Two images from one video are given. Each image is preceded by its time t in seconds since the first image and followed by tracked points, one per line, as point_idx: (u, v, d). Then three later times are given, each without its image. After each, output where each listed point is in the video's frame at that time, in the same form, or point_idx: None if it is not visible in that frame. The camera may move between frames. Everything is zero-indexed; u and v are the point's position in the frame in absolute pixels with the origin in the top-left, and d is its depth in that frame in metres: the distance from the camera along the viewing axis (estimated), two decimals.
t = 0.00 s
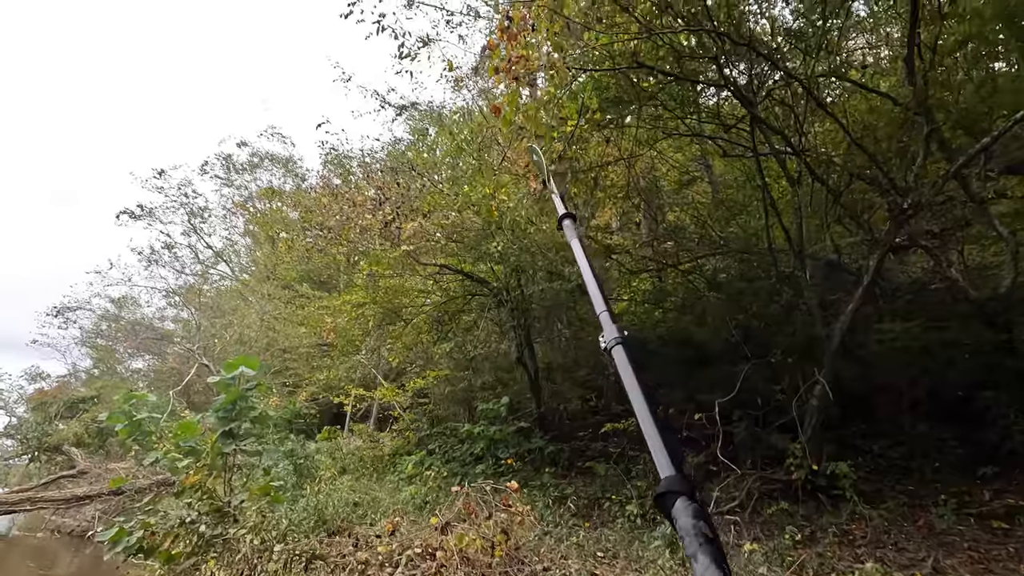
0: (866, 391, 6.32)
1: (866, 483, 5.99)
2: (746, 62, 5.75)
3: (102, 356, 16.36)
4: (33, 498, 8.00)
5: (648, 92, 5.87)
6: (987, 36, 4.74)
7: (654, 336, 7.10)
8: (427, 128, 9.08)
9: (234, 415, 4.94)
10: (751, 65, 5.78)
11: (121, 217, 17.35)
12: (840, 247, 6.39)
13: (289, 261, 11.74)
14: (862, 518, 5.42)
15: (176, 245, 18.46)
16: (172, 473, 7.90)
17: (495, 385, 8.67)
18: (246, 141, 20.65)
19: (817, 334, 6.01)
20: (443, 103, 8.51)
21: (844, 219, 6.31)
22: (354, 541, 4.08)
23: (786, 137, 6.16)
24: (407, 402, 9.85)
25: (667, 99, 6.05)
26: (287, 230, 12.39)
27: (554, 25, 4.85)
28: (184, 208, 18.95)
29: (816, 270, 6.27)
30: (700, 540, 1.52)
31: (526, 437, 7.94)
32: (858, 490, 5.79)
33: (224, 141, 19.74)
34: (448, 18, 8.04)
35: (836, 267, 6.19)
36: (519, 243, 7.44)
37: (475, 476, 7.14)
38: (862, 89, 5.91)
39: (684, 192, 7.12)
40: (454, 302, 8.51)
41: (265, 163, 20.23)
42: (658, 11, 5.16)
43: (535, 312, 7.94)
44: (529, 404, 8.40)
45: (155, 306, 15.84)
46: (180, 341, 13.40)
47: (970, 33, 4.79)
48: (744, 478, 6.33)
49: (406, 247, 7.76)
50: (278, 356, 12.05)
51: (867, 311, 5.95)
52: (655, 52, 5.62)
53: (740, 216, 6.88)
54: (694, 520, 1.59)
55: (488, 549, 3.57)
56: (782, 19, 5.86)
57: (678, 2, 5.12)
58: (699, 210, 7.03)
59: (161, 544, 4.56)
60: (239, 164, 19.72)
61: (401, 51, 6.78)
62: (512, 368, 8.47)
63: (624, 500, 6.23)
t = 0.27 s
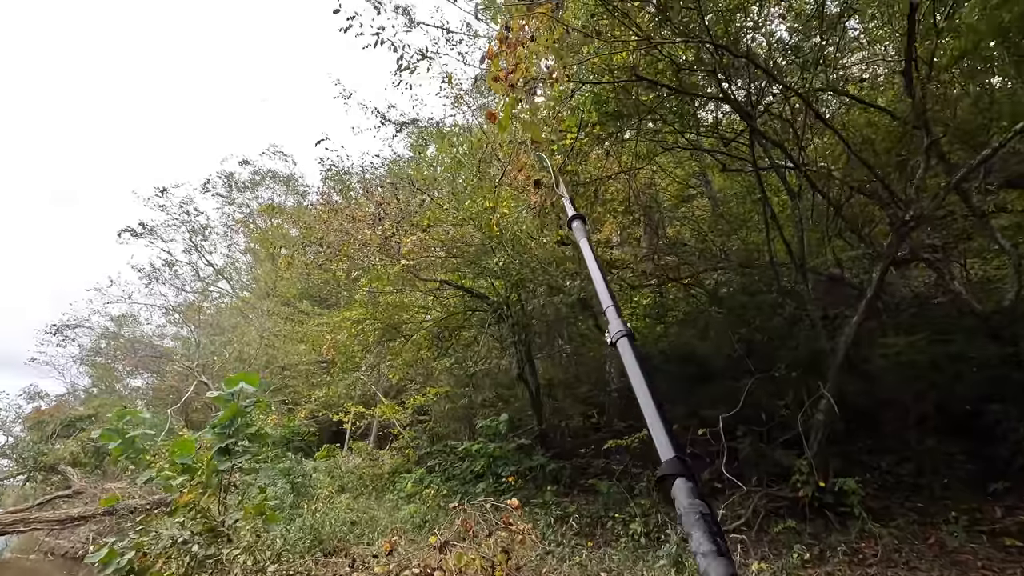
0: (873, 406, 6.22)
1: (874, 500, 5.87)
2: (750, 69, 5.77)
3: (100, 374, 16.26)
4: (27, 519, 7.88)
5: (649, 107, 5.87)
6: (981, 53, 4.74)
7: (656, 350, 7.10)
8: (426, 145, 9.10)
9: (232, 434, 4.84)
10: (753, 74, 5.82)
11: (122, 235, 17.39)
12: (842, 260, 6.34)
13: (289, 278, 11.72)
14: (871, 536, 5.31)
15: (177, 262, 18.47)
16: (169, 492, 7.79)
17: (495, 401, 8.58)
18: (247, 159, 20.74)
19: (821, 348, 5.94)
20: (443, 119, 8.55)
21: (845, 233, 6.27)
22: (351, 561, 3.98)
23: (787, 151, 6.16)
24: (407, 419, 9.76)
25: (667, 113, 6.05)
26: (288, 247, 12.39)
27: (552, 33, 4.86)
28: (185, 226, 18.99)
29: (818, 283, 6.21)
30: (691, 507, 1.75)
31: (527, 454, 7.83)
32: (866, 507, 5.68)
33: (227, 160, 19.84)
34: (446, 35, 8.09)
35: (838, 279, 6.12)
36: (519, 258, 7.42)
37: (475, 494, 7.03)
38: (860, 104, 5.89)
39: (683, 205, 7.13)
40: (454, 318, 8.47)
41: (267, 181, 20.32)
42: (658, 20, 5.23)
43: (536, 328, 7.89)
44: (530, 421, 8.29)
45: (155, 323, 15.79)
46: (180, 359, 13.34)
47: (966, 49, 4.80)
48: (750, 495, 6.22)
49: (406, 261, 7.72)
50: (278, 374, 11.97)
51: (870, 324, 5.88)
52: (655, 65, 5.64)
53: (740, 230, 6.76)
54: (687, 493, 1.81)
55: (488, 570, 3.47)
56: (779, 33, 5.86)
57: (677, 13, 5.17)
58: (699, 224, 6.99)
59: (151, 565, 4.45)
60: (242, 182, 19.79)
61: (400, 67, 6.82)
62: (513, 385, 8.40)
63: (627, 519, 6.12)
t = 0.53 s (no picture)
0: (885, 423, 6.01)
1: (884, 520, 5.75)
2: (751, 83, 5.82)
3: (100, 394, 16.18)
4: (21, 542, 7.75)
5: (650, 122, 5.89)
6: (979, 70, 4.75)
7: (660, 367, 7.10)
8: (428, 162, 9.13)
9: (229, 451, 4.80)
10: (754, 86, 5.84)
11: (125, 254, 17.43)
12: (846, 275, 6.28)
13: (290, 296, 11.69)
14: (883, 558, 5.18)
15: (179, 281, 18.47)
16: (165, 513, 7.67)
17: (497, 419, 8.48)
18: (250, 179, 20.85)
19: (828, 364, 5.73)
20: (444, 137, 8.57)
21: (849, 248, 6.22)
22: None
23: (790, 165, 6.15)
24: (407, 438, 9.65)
25: (669, 128, 6.05)
26: (289, 265, 12.39)
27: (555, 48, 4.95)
28: (188, 245, 19.04)
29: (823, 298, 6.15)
30: (703, 465, 2.00)
31: (529, 473, 7.71)
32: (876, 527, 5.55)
33: (230, 179, 19.96)
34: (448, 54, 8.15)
35: (843, 294, 6.05)
36: (520, 275, 7.40)
37: (477, 515, 6.91)
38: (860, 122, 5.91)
39: (686, 222, 7.18)
40: (455, 335, 8.42)
41: (269, 200, 20.41)
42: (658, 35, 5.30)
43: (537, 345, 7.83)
44: (532, 440, 8.16)
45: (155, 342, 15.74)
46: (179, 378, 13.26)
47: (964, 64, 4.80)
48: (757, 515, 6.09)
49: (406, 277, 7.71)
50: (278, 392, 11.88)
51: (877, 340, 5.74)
52: (655, 80, 5.68)
53: (743, 246, 6.74)
54: (700, 454, 2.07)
55: None
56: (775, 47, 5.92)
57: (677, 27, 5.22)
58: (701, 241, 7.00)
59: None
60: (245, 201, 19.86)
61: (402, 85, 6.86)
62: (515, 403, 8.31)
63: (632, 540, 5.99)
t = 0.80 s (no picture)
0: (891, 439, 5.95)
1: (894, 540, 5.63)
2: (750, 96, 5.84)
3: (100, 415, 16.07)
4: (14, 566, 7.62)
5: (650, 137, 5.92)
6: (976, 85, 4.77)
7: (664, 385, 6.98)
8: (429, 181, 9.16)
9: (224, 467, 4.74)
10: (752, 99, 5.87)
11: (127, 275, 17.47)
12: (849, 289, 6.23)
13: (291, 315, 11.66)
14: None
15: (181, 301, 18.49)
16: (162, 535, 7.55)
17: (498, 438, 8.36)
18: (253, 199, 20.95)
19: (832, 379, 5.66)
20: (445, 155, 8.61)
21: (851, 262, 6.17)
22: None
23: (788, 179, 6.16)
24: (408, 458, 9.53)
25: (669, 143, 6.06)
26: (290, 284, 12.38)
27: (559, 62, 4.98)
28: (190, 265, 19.09)
29: (826, 313, 6.09)
30: (680, 479, 1.99)
31: (532, 493, 7.59)
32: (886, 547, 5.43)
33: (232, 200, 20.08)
34: (448, 75, 8.22)
35: (846, 308, 5.99)
36: (520, 291, 7.39)
37: (478, 536, 6.79)
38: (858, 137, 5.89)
39: (687, 238, 7.05)
40: (455, 353, 8.37)
41: (272, 219, 20.47)
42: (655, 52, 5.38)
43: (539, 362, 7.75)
44: (534, 460, 8.01)
45: (155, 362, 15.69)
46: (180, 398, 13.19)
47: (961, 80, 4.82)
48: (765, 535, 5.97)
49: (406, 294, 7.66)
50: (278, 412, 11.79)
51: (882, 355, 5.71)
52: (654, 95, 5.71)
53: (745, 263, 6.70)
54: (678, 469, 2.06)
55: None
56: (771, 63, 5.95)
57: (674, 44, 5.37)
58: (702, 257, 6.92)
59: None
60: (247, 221, 19.94)
61: (403, 104, 6.94)
62: (517, 422, 8.22)
63: (636, 560, 5.87)
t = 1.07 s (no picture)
0: (899, 456, 5.85)
1: (905, 558, 5.49)
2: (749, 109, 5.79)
3: (97, 437, 15.93)
4: None
5: (648, 152, 5.92)
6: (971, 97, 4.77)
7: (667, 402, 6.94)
8: (428, 199, 9.16)
9: (221, 487, 4.67)
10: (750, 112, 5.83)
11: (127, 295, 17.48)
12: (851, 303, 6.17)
13: (291, 334, 11.61)
14: None
15: (180, 321, 18.45)
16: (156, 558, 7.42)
17: (499, 457, 8.23)
18: (253, 219, 20.99)
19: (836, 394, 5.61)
20: (444, 173, 8.62)
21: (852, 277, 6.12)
22: None
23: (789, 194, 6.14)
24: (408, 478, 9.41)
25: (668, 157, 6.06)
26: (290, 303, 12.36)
27: (557, 74, 5.07)
28: (190, 285, 19.10)
29: (828, 327, 6.03)
30: (684, 461, 2.01)
31: (533, 513, 7.46)
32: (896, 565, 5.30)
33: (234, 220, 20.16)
34: (447, 94, 8.28)
35: (849, 323, 5.94)
36: (520, 307, 7.35)
37: (478, 556, 6.64)
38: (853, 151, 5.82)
39: (687, 255, 7.04)
40: (455, 370, 8.31)
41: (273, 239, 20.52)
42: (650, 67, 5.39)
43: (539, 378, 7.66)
44: (536, 480, 7.85)
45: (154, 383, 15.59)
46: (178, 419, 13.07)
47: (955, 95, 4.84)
48: (772, 554, 5.83)
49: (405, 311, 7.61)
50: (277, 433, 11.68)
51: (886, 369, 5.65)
52: (653, 110, 5.73)
53: (746, 278, 6.67)
54: (680, 451, 2.08)
55: None
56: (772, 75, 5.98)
57: (672, 59, 5.42)
58: (703, 272, 6.87)
59: None
60: (248, 241, 19.99)
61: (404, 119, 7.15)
62: (518, 442, 8.12)
63: None
